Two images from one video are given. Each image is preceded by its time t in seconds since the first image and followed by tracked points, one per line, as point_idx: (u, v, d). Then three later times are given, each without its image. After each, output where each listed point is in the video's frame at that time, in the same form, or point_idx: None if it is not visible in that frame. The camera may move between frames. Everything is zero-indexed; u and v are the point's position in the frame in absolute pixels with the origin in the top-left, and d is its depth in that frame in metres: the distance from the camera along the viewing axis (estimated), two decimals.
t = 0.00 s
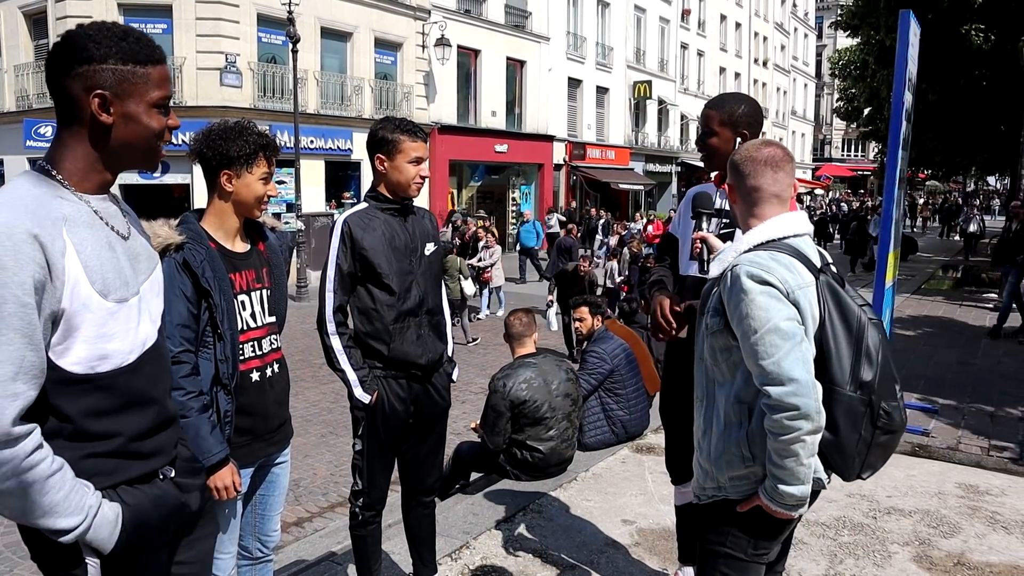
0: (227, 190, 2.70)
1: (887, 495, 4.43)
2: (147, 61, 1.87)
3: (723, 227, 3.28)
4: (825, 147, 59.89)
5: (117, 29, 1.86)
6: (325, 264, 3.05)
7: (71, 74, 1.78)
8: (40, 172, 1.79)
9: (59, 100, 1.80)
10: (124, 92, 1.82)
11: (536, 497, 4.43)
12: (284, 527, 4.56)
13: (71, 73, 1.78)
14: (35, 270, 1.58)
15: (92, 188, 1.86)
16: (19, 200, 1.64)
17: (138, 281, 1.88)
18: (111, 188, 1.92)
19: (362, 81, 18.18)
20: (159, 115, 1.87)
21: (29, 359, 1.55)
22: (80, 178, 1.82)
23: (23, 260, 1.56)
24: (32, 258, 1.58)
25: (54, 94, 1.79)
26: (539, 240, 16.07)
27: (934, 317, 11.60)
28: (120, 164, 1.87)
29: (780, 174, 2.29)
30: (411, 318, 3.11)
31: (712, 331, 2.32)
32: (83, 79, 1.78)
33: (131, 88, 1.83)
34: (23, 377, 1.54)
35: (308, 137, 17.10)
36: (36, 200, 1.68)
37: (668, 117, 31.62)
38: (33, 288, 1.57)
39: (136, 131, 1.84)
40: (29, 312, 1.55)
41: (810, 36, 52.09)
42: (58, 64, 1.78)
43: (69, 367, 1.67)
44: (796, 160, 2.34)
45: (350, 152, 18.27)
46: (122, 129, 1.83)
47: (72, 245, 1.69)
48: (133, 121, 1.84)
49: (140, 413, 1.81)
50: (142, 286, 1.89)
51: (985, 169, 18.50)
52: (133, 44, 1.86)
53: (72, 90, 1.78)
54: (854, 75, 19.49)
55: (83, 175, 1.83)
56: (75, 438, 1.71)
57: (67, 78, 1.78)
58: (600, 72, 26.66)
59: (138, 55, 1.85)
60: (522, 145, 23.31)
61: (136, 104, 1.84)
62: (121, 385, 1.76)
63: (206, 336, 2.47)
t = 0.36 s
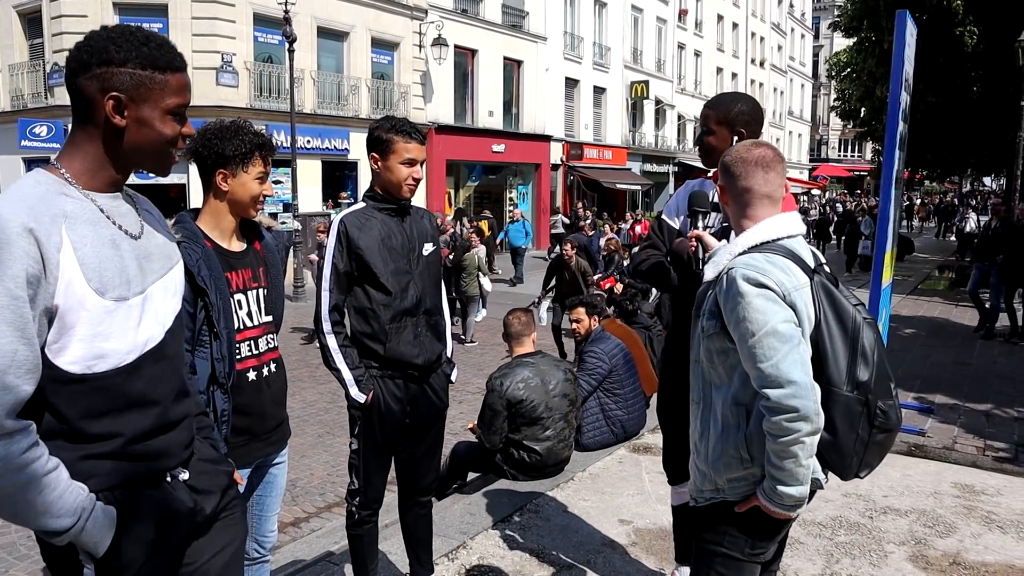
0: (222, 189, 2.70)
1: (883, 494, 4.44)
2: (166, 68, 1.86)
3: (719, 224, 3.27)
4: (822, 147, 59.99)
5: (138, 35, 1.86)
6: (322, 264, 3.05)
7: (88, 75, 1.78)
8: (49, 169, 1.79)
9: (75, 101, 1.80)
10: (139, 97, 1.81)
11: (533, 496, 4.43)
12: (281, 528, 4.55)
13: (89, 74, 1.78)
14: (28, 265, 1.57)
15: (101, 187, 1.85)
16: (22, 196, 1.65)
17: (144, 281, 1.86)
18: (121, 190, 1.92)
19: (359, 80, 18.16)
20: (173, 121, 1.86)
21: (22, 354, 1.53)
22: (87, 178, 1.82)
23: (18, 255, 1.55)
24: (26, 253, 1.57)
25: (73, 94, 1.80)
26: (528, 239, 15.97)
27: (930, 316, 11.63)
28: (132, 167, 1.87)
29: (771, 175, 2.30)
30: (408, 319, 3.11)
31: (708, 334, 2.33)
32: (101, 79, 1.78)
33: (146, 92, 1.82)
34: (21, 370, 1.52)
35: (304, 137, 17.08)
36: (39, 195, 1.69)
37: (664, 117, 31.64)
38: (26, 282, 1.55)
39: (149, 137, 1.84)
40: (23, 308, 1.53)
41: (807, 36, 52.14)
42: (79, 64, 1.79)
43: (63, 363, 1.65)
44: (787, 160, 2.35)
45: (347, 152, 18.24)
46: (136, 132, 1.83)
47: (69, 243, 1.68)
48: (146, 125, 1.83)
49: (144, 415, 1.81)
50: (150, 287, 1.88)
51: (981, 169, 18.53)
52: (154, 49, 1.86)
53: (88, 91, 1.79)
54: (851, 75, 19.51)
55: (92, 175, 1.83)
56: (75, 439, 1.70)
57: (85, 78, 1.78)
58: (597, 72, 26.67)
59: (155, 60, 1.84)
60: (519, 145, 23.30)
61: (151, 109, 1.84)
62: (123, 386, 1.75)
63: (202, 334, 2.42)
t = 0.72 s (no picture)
0: (218, 187, 2.70)
1: (879, 493, 4.45)
2: (187, 110, 1.80)
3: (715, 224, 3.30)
4: (818, 147, 60.09)
5: (186, 71, 1.83)
6: (317, 262, 3.05)
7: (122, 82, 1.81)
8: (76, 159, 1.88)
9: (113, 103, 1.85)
10: (146, 117, 1.78)
11: (530, 495, 4.43)
12: (277, 527, 4.54)
13: (125, 83, 1.80)
14: (31, 251, 1.64)
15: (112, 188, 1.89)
16: (38, 190, 1.73)
17: (156, 274, 1.91)
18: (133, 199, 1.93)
19: (355, 79, 18.14)
20: (165, 154, 1.79)
21: (23, 332, 1.61)
22: (97, 174, 1.86)
23: (23, 241, 1.63)
24: (30, 241, 1.64)
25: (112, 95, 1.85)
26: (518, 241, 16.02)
27: (925, 316, 11.65)
28: (131, 179, 1.85)
29: (767, 173, 2.29)
30: (404, 318, 3.10)
31: (702, 333, 2.32)
32: (126, 92, 1.79)
33: (156, 119, 1.78)
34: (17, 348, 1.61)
35: (301, 136, 17.07)
36: (53, 189, 1.76)
37: (662, 117, 31.67)
38: (28, 266, 1.63)
39: (140, 160, 1.80)
40: (22, 287, 1.61)
41: (803, 36, 52.22)
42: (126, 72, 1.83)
43: (67, 344, 1.71)
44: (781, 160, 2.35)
45: (343, 151, 18.22)
46: (132, 149, 1.80)
47: (75, 231, 1.73)
48: (142, 145, 1.79)
49: (146, 400, 1.83)
50: (159, 278, 1.91)
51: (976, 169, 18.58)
52: (186, 91, 1.80)
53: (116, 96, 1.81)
54: (848, 76, 19.55)
55: (99, 172, 1.86)
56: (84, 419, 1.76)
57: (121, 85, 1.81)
58: (594, 72, 26.67)
59: (182, 94, 1.79)
60: (516, 144, 23.28)
61: (151, 133, 1.79)
62: (121, 373, 1.78)
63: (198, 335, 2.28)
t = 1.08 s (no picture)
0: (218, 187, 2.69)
1: (878, 494, 4.45)
2: (299, 222, 1.81)
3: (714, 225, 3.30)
4: (817, 148, 60.15)
5: (312, 182, 1.83)
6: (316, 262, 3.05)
7: (249, 159, 1.80)
8: (166, 185, 1.86)
9: (232, 167, 1.84)
10: (254, 208, 1.78)
11: (529, 495, 4.43)
12: (276, 527, 4.54)
13: (252, 162, 1.79)
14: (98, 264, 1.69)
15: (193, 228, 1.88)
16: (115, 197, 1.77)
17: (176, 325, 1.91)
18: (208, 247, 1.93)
19: (355, 80, 18.12)
20: (257, 248, 1.81)
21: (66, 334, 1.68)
22: (183, 214, 1.85)
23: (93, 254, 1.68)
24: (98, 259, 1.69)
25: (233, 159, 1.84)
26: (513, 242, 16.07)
27: (924, 317, 11.66)
28: (216, 239, 1.86)
29: (769, 173, 2.29)
30: (404, 319, 3.10)
31: (696, 329, 2.33)
32: (249, 175, 1.78)
33: (263, 215, 1.79)
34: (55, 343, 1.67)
35: (300, 136, 17.07)
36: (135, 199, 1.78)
37: (661, 118, 31.67)
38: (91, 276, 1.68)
39: (231, 237, 1.82)
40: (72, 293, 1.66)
41: (802, 37, 52.27)
42: (257, 150, 1.81)
43: (90, 352, 1.78)
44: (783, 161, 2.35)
45: (343, 151, 18.22)
46: (230, 224, 1.81)
47: (144, 262, 1.76)
48: (240, 227, 1.81)
49: (133, 407, 1.88)
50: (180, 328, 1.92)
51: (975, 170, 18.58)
52: (305, 205, 1.80)
53: (238, 167, 1.80)
54: (847, 77, 19.56)
55: (187, 214, 1.84)
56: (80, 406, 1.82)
57: (247, 159, 1.80)
58: (593, 72, 26.69)
59: (297, 203, 1.79)
60: (515, 145, 23.28)
61: (253, 223, 1.80)
62: (119, 386, 1.84)
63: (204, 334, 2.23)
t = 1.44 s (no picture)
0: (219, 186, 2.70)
1: (876, 493, 4.46)
2: (250, 124, 1.85)
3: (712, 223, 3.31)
4: (814, 148, 60.19)
5: (243, 84, 1.87)
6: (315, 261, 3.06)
7: (181, 98, 1.84)
8: (126, 168, 1.92)
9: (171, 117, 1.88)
10: (211, 132, 1.82)
11: (528, 494, 4.44)
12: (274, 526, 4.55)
13: (184, 99, 1.83)
14: (101, 258, 1.73)
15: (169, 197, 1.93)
16: (98, 191, 1.80)
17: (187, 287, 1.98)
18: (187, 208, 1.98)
19: (353, 78, 18.09)
20: (231, 168, 1.84)
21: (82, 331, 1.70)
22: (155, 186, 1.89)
23: (95, 249, 1.71)
24: (102, 251, 1.73)
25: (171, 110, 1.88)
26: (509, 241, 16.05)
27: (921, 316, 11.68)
28: (193, 188, 1.91)
29: (763, 173, 2.30)
30: (403, 318, 3.10)
31: (689, 329, 2.35)
32: (188, 109, 1.82)
33: (219, 134, 1.83)
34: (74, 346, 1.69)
35: (298, 134, 17.04)
36: (114, 193, 1.81)
37: (659, 116, 31.66)
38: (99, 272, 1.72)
39: (207, 173, 1.85)
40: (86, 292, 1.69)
41: (800, 36, 52.28)
42: (184, 88, 1.85)
43: (115, 341, 1.80)
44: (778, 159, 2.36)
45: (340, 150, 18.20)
46: (198, 162, 1.85)
47: (139, 243, 1.83)
48: (206, 159, 1.84)
49: (173, 384, 1.92)
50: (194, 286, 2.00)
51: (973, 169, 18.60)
52: (247, 104, 1.84)
53: (177, 111, 1.84)
54: (844, 76, 19.59)
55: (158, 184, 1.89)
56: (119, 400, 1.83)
57: (180, 100, 1.84)
58: (591, 71, 26.68)
59: (241, 109, 1.84)
60: (513, 143, 23.26)
61: (217, 148, 1.83)
62: (157, 368, 1.87)
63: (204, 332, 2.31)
